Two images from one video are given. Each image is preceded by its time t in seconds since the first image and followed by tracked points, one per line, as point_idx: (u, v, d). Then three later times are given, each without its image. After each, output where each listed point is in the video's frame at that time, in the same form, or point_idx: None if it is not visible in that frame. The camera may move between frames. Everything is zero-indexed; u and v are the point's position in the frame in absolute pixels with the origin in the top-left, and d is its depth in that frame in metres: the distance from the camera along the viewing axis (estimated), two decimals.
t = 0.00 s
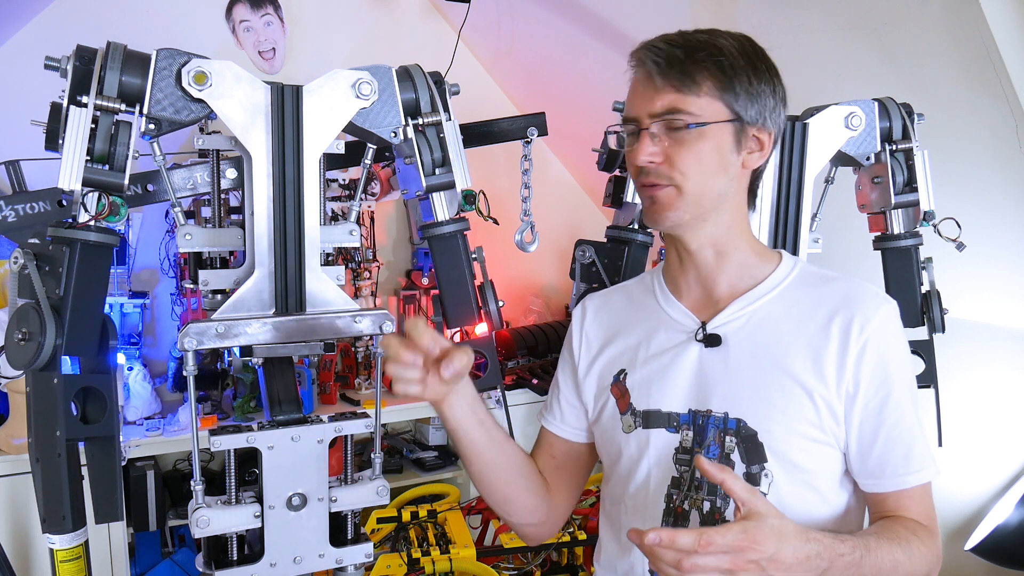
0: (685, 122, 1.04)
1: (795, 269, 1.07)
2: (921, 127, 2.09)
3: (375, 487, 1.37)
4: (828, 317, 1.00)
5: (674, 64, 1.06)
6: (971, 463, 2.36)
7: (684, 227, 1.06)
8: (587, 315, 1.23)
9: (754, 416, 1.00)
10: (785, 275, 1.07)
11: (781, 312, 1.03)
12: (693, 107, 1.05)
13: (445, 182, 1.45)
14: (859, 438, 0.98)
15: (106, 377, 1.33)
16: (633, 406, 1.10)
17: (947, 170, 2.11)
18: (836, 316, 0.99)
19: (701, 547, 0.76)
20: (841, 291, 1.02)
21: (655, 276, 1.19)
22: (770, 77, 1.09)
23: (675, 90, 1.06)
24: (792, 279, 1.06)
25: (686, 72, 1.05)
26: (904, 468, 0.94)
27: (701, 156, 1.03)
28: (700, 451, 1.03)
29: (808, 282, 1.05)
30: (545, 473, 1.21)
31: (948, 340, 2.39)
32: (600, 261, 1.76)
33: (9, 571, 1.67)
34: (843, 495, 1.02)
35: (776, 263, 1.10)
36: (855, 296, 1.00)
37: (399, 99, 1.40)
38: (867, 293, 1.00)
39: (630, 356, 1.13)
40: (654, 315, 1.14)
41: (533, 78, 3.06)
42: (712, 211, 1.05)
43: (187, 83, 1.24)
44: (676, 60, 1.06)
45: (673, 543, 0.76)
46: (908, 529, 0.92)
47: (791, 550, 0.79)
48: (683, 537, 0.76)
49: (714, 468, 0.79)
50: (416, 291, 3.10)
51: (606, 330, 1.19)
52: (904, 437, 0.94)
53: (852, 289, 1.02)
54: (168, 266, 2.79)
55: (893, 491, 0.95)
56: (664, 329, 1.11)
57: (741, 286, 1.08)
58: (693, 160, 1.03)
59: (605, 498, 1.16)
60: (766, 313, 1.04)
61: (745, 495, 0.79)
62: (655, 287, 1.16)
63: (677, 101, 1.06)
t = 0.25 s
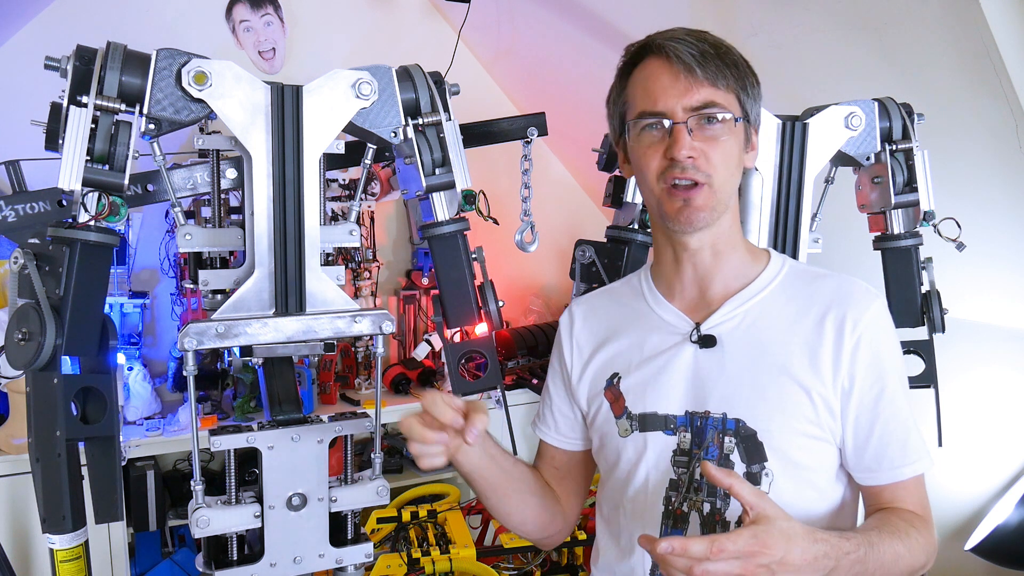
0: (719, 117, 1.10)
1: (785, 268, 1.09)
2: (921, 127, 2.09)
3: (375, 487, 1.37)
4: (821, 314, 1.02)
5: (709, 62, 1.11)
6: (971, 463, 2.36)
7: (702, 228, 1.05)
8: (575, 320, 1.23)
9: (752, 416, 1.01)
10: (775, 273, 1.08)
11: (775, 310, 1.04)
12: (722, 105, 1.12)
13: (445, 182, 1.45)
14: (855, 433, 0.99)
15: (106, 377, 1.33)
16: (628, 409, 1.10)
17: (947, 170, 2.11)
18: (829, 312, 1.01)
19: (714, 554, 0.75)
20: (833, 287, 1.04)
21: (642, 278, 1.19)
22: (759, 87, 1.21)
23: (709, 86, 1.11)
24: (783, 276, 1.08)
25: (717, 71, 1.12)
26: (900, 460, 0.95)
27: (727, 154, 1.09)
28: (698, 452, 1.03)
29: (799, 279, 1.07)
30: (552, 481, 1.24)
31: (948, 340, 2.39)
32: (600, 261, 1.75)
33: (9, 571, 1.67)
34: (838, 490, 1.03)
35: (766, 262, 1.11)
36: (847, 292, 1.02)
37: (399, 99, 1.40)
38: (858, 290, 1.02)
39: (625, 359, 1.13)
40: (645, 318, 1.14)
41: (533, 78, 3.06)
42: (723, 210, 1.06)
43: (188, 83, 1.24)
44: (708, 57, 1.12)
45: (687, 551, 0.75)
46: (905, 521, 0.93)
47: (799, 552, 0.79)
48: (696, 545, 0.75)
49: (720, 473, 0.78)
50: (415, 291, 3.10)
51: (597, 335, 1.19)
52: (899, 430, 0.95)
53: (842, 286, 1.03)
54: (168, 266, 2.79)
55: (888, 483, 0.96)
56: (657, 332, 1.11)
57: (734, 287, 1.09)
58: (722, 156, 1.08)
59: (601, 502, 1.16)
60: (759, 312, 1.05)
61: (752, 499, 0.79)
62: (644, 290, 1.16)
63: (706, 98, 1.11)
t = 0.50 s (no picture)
0: (714, 117, 1.10)
1: (773, 267, 1.10)
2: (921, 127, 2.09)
3: (375, 487, 1.37)
4: (811, 312, 1.03)
5: (706, 61, 1.12)
6: (971, 463, 2.36)
7: (693, 228, 1.06)
8: (564, 326, 1.24)
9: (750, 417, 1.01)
10: (763, 273, 1.10)
11: (767, 309, 1.06)
12: (716, 105, 1.13)
13: (445, 182, 1.45)
14: (847, 429, 1.00)
15: (106, 377, 1.33)
16: (621, 414, 1.10)
17: (947, 170, 2.11)
18: (820, 310, 1.02)
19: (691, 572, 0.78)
20: (822, 286, 1.05)
21: (630, 280, 1.20)
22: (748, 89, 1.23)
23: (704, 85, 1.12)
24: (772, 275, 1.10)
25: (712, 71, 1.13)
26: (892, 455, 0.96)
27: (721, 155, 1.10)
28: (694, 455, 1.03)
29: (787, 277, 1.09)
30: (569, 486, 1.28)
31: (948, 340, 2.39)
32: (600, 261, 1.75)
33: (9, 571, 1.67)
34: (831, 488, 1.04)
35: (754, 262, 1.13)
36: (835, 290, 1.03)
37: (399, 99, 1.40)
38: (846, 287, 1.04)
39: (616, 364, 1.13)
40: (634, 321, 1.15)
41: (533, 78, 3.06)
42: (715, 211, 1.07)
43: (188, 83, 1.24)
44: (703, 57, 1.13)
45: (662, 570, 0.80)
46: (891, 519, 0.94)
47: (780, 562, 0.81)
48: (671, 565, 0.79)
49: (694, 494, 0.80)
50: (415, 291, 3.10)
51: (586, 339, 1.20)
52: (889, 426, 0.97)
53: (831, 284, 1.05)
54: (168, 266, 2.79)
55: (878, 478, 0.98)
56: (648, 335, 1.12)
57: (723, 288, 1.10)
58: (715, 156, 1.09)
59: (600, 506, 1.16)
60: (749, 313, 1.06)
61: (729, 515, 0.80)
62: (633, 293, 1.17)
63: (702, 97, 1.12)
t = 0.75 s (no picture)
0: (710, 118, 1.10)
1: (769, 267, 1.10)
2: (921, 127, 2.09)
3: (375, 487, 1.37)
4: (809, 311, 1.03)
5: (702, 62, 1.12)
6: (971, 463, 2.36)
7: (692, 228, 1.06)
8: (562, 326, 1.24)
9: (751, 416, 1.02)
10: (760, 273, 1.10)
11: (765, 308, 1.06)
12: (713, 105, 1.13)
13: (445, 182, 1.45)
14: (846, 428, 1.00)
15: (106, 377, 1.33)
16: (620, 415, 1.10)
17: (947, 170, 2.11)
18: (818, 309, 1.02)
19: None
20: (819, 284, 1.05)
21: (628, 281, 1.20)
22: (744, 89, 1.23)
23: (700, 86, 1.12)
24: (769, 274, 1.10)
25: (708, 71, 1.13)
26: (890, 453, 0.96)
27: (718, 155, 1.10)
28: (694, 456, 1.04)
29: (784, 276, 1.09)
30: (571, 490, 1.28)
31: (948, 340, 2.39)
32: (600, 261, 1.75)
33: (9, 570, 1.67)
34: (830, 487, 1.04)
35: (751, 262, 1.13)
36: (833, 289, 1.03)
37: (399, 99, 1.40)
38: (844, 286, 1.04)
39: (614, 365, 1.13)
40: (632, 321, 1.15)
41: (532, 78, 3.06)
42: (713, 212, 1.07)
43: (188, 83, 1.24)
44: (699, 58, 1.13)
45: None
46: (889, 517, 0.94)
47: (769, 568, 0.84)
48: None
49: (676, 517, 0.83)
50: (415, 291, 3.11)
51: (585, 340, 1.20)
52: (888, 425, 0.97)
53: (828, 283, 1.05)
54: (168, 266, 2.79)
55: (877, 475, 0.98)
56: (647, 335, 1.12)
57: (721, 288, 1.10)
58: (713, 157, 1.09)
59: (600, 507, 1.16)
60: (747, 312, 1.06)
61: (713, 531, 0.83)
62: (631, 293, 1.17)
63: (698, 98, 1.12)
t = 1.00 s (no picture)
0: (712, 119, 1.10)
1: (774, 267, 1.11)
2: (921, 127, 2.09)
3: (375, 487, 1.37)
4: (812, 311, 1.04)
5: (705, 63, 1.12)
6: (971, 463, 2.36)
7: (692, 229, 1.07)
8: (564, 325, 1.25)
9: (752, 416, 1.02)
10: (764, 274, 1.10)
11: (769, 309, 1.07)
12: (716, 106, 1.12)
13: (445, 182, 1.45)
14: (848, 428, 1.01)
15: (106, 377, 1.33)
16: (624, 413, 1.10)
17: (947, 170, 2.11)
18: (821, 310, 1.03)
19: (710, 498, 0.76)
20: (823, 285, 1.07)
21: (631, 280, 1.21)
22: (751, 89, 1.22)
23: (703, 87, 1.12)
24: (773, 275, 1.11)
25: (711, 72, 1.13)
26: (893, 453, 0.97)
27: (721, 157, 1.10)
28: (697, 454, 1.04)
29: (788, 277, 1.10)
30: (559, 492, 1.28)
31: (948, 340, 2.39)
32: (600, 261, 1.75)
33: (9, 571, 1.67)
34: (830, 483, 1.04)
35: (755, 262, 1.14)
36: (836, 289, 1.05)
37: (399, 99, 1.40)
38: (847, 287, 1.05)
39: (618, 363, 1.14)
40: (636, 319, 1.16)
41: (532, 78, 3.06)
42: (714, 212, 1.07)
43: (187, 83, 1.24)
44: (703, 58, 1.13)
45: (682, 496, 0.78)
46: (895, 513, 0.93)
47: (794, 508, 0.80)
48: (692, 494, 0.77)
49: (714, 436, 0.81)
50: (415, 291, 3.11)
51: (586, 339, 1.20)
52: (890, 425, 0.98)
53: (831, 284, 1.06)
54: (167, 266, 2.79)
55: (880, 476, 0.99)
56: (651, 333, 1.12)
57: (723, 288, 1.11)
58: (715, 158, 1.09)
59: (601, 506, 1.16)
60: (751, 312, 1.07)
61: (747, 456, 0.79)
62: (634, 292, 1.18)
63: (701, 99, 1.12)
